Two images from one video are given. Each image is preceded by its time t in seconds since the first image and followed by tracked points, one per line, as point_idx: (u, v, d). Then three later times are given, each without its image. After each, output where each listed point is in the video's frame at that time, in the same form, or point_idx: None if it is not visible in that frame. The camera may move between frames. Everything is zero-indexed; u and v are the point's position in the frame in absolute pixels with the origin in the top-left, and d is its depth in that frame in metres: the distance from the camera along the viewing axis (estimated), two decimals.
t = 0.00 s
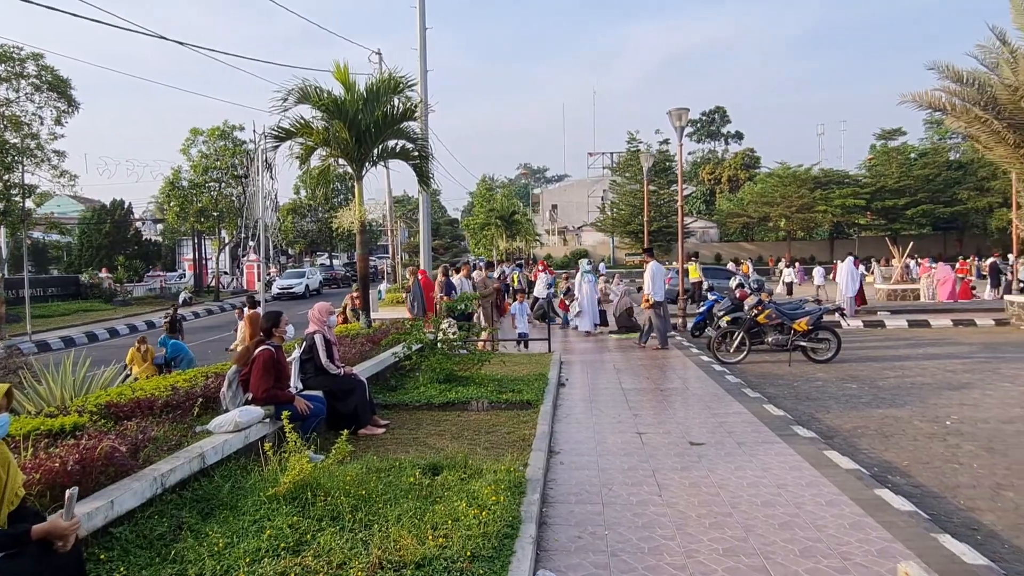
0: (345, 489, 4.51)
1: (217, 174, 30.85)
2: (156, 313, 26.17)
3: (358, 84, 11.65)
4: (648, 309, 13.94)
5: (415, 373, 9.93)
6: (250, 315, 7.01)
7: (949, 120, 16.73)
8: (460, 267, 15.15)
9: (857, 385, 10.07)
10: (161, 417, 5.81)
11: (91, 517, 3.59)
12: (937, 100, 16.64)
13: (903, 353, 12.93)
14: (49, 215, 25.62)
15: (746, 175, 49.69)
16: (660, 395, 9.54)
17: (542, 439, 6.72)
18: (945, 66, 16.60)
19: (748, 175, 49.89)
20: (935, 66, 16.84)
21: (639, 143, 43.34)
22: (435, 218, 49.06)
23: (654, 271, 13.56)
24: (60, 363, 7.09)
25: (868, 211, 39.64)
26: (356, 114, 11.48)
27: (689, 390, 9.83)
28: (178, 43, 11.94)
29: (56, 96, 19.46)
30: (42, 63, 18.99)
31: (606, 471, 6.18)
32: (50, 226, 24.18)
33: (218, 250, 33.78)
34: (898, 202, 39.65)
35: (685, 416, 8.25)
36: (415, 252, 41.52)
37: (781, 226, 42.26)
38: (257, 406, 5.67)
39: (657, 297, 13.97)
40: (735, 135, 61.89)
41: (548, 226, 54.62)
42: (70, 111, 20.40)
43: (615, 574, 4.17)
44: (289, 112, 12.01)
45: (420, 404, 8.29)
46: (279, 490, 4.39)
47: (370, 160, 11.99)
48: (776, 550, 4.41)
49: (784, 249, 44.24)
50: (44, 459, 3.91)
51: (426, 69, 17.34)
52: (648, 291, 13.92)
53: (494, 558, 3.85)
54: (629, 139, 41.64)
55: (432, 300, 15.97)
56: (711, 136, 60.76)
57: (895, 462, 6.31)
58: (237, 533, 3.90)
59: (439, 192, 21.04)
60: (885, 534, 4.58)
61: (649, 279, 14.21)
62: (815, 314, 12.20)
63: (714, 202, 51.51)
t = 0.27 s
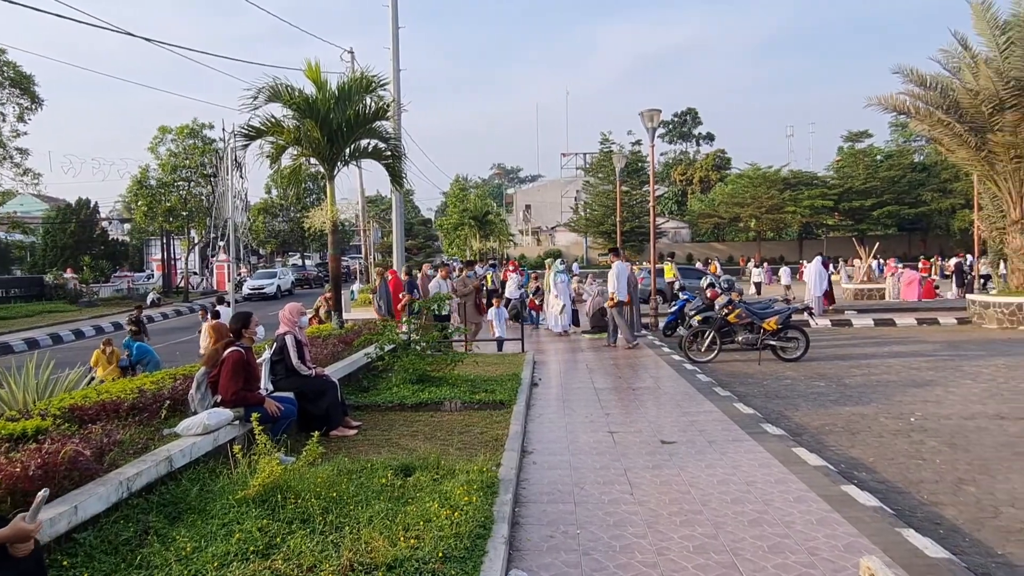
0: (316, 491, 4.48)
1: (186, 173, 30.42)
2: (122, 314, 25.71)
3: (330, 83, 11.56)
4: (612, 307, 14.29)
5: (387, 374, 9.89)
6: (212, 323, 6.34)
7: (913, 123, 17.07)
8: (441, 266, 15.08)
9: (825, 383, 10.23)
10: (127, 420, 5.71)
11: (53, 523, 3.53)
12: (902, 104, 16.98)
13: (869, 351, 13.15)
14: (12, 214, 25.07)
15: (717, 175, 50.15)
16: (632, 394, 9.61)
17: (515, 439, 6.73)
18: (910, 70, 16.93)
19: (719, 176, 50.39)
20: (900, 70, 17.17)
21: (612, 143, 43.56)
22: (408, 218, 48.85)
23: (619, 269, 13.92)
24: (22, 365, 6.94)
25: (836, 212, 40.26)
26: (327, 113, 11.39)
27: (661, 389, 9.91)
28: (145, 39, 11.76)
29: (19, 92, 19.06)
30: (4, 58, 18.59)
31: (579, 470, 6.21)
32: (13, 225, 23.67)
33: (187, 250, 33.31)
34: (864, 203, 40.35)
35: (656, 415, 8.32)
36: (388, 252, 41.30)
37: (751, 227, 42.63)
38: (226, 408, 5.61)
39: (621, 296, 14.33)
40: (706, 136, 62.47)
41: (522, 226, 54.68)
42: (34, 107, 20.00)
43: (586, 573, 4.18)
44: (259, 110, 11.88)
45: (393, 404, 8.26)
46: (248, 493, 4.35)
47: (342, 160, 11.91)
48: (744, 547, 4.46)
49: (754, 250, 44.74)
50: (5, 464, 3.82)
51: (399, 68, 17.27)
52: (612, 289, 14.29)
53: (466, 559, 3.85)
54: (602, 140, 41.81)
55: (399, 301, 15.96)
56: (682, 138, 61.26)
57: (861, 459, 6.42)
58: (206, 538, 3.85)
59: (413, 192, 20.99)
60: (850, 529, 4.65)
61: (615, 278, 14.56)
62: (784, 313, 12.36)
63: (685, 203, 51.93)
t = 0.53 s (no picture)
0: (290, 493, 4.45)
1: (159, 172, 30.04)
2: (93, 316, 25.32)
3: (306, 82, 11.48)
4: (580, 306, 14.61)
5: (364, 375, 9.85)
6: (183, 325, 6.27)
7: (884, 126, 17.35)
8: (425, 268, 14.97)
9: (798, 382, 10.36)
10: (98, 423, 5.64)
11: (21, 528, 3.47)
12: (873, 107, 17.24)
13: (841, 351, 13.34)
14: None
15: (693, 177, 50.51)
16: (609, 394, 9.66)
17: (491, 439, 6.74)
18: (880, 74, 17.21)
19: (695, 178, 50.76)
20: (871, 74, 17.44)
21: (589, 144, 43.71)
22: (385, 219, 48.62)
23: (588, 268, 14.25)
24: None
25: (810, 213, 40.77)
26: (303, 113, 11.31)
27: (637, 389, 9.97)
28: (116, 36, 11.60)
29: None
30: None
31: (555, 470, 6.23)
32: None
33: (160, 250, 32.89)
34: (837, 204, 40.93)
35: (632, 414, 8.37)
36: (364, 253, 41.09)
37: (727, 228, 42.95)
38: (200, 409, 5.56)
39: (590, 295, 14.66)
40: (682, 138, 62.90)
41: (499, 227, 54.66)
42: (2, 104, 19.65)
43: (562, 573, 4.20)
44: (234, 109, 11.77)
45: (370, 405, 8.23)
46: (222, 495, 4.31)
47: (319, 160, 11.83)
48: (718, 545, 4.51)
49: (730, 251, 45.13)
50: None
51: (376, 68, 17.19)
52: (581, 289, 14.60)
53: (442, 559, 3.85)
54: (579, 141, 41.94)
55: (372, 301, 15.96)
56: (659, 139, 61.63)
57: (833, 457, 6.50)
58: (178, 541, 3.81)
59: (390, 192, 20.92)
60: (822, 526, 4.72)
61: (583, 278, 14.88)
62: (758, 314, 12.49)
63: (662, 204, 52.26)
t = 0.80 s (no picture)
0: (268, 497, 4.42)
1: (134, 172, 29.72)
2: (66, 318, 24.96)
3: (284, 83, 11.40)
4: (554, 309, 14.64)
5: (342, 377, 9.80)
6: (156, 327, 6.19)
7: (859, 130, 17.59)
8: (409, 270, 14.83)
9: (774, 383, 10.47)
10: (70, 426, 5.56)
11: None
12: (848, 111, 17.48)
13: (816, 351, 13.50)
14: None
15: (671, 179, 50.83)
16: (588, 395, 9.70)
17: (470, 441, 6.74)
18: (855, 79, 17.44)
19: (674, 180, 51.11)
20: (845, 79, 17.68)
21: (568, 146, 43.84)
22: (364, 220, 48.42)
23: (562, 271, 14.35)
24: None
25: (786, 215, 41.23)
26: (281, 113, 11.24)
27: (615, 390, 10.02)
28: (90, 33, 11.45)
29: None
30: None
31: (534, 471, 6.25)
32: None
33: (135, 251, 32.50)
34: (813, 207, 41.44)
35: (611, 415, 8.41)
36: (343, 254, 40.88)
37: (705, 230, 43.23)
38: (175, 412, 5.50)
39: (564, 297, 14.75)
40: (661, 140, 63.29)
41: (479, 228, 54.64)
42: None
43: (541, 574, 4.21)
44: (210, 108, 11.67)
45: (349, 408, 8.19)
46: (197, 499, 4.27)
47: (297, 160, 11.76)
48: (695, 544, 4.55)
49: (707, 252, 45.47)
50: None
51: (355, 68, 17.14)
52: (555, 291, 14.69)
53: (421, 562, 3.85)
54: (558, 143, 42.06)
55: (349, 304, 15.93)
56: (638, 142, 61.98)
57: (809, 457, 6.58)
58: (152, 546, 3.78)
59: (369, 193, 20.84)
60: (797, 525, 4.78)
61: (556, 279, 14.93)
62: (736, 315, 12.60)
63: (641, 206, 52.55)
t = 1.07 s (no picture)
0: (245, 500, 4.39)
1: (110, 171, 29.34)
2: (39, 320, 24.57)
3: (263, 82, 11.33)
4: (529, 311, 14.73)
5: (322, 378, 9.75)
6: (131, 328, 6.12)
7: (835, 132, 17.79)
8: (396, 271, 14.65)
9: (752, 383, 10.57)
10: (44, 430, 5.49)
11: None
12: (825, 113, 17.68)
13: (794, 351, 13.63)
14: None
15: (651, 180, 51.06)
16: (568, 396, 9.73)
17: (450, 442, 6.74)
18: (831, 82, 17.65)
19: (654, 181, 51.38)
20: (822, 82, 17.88)
21: (549, 147, 43.91)
22: (343, 220, 48.16)
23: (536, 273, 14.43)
24: None
25: (764, 216, 41.62)
26: (259, 113, 11.17)
27: (595, 390, 10.06)
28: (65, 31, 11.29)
29: None
30: None
31: (514, 471, 6.26)
32: None
33: (111, 252, 32.08)
34: (791, 208, 41.84)
35: (591, 416, 8.44)
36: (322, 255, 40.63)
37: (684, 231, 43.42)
38: (151, 415, 5.44)
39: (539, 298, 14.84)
40: (641, 141, 63.57)
41: (460, 229, 54.57)
42: None
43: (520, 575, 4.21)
44: (188, 108, 11.56)
45: (328, 409, 8.15)
46: (173, 502, 4.23)
47: (276, 161, 11.68)
48: (673, 543, 4.58)
49: (687, 253, 45.75)
50: None
51: (335, 68, 17.06)
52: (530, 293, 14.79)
53: (400, 563, 3.84)
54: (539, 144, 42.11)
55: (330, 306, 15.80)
56: (618, 143, 62.22)
57: (785, 455, 6.65)
58: (127, 550, 3.74)
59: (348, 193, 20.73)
60: (774, 523, 4.82)
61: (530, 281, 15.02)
62: (714, 315, 12.69)
63: (621, 207, 52.74)
